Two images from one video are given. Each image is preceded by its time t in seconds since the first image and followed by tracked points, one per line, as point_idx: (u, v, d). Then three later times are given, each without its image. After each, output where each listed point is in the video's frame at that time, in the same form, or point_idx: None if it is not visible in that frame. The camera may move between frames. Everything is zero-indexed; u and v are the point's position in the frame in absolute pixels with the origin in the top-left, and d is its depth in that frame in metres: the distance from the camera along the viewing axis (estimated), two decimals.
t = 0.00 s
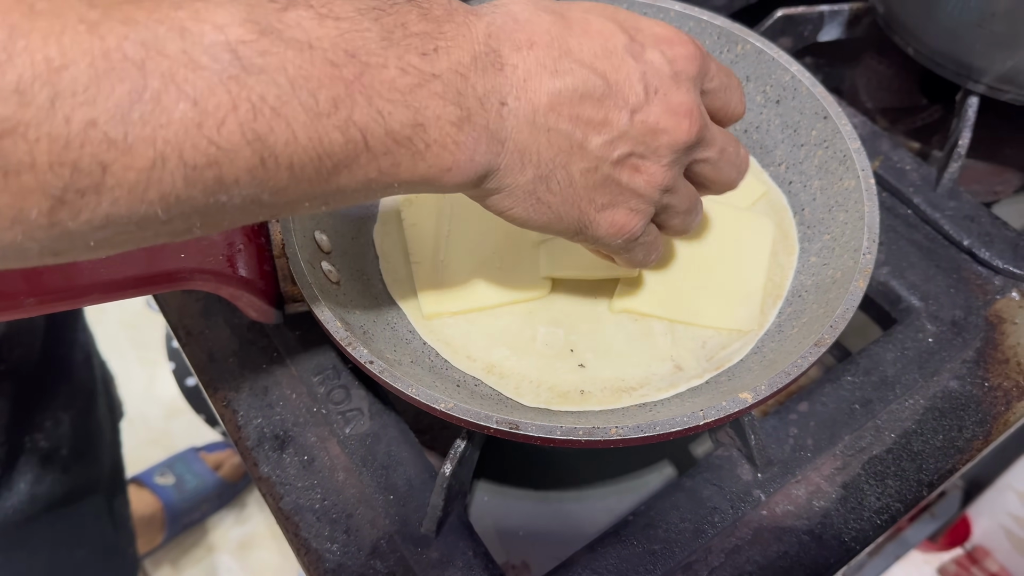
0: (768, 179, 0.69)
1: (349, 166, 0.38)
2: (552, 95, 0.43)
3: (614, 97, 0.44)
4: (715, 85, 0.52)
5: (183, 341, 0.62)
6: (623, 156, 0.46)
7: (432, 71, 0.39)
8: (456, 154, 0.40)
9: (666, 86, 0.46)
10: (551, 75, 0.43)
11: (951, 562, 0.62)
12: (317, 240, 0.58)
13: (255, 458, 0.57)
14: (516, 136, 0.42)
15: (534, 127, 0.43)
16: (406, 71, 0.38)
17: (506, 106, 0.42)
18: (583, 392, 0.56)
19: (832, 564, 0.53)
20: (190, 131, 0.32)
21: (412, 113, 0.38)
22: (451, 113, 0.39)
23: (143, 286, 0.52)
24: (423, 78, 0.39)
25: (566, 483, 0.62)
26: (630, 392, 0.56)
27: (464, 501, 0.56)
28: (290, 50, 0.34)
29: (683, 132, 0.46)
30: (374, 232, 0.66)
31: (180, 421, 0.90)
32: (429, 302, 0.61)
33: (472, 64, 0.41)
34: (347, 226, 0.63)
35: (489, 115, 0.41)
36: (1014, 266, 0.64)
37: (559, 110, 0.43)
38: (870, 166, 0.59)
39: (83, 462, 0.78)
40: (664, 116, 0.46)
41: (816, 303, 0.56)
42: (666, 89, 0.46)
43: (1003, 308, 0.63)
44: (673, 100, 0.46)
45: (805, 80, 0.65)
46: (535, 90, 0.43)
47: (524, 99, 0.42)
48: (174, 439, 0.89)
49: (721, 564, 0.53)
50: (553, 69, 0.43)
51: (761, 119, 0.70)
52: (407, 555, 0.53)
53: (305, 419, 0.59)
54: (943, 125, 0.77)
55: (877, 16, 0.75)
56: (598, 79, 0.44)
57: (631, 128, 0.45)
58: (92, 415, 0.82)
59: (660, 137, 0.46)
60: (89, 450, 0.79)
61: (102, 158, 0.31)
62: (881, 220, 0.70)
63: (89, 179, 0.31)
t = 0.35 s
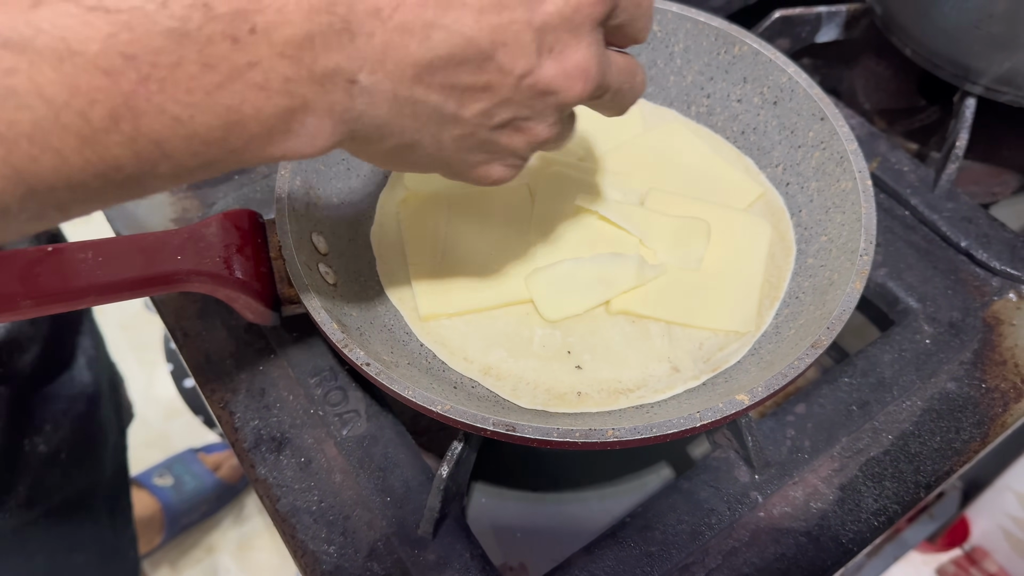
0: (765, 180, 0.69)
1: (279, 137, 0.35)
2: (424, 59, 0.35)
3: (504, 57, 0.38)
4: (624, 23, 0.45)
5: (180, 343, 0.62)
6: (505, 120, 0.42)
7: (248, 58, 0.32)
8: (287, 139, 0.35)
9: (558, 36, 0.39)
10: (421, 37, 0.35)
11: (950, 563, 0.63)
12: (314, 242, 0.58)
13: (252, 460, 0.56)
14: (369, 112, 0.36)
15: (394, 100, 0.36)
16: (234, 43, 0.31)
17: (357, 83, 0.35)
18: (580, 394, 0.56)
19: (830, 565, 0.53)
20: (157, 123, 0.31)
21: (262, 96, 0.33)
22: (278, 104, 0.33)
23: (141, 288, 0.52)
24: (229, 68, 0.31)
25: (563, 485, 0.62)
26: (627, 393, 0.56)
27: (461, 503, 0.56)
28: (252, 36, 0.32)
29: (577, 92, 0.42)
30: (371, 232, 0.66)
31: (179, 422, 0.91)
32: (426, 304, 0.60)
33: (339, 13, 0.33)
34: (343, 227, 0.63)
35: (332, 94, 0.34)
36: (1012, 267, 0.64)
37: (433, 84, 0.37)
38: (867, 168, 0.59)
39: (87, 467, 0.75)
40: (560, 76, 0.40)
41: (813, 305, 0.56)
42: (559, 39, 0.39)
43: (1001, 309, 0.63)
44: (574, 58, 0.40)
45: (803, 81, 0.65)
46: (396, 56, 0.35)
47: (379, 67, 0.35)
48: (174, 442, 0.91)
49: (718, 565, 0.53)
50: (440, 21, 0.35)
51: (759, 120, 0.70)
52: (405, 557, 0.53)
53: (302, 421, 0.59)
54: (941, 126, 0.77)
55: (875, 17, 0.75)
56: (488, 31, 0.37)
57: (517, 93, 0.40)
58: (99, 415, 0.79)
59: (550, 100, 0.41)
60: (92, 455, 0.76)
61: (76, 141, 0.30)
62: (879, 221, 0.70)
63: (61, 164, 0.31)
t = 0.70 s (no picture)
0: (766, 178, 0.69)
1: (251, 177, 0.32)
2: (401, 109, 0.31)
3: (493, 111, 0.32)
4: (671, 76, 0.36)
5: (181, 342, 0.62)
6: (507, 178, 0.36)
7: (192, 103, 0.28)
8: (239, 189, 0.32)
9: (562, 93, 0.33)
10: (396, 84, 0.30)
11: (950, 563, 0.62)
12: (315, 242, 0.58)
13: (253, 460, 0.56)
14: (336, 161, 0.33)
15: (366, 151, 0.32)
16: (176, 85, 0.28)
17: (322, 129, 0.31)
18: (581, 393, 0.56)
19: (831, 564, 0.53)
20: (140, 141, 0.29)
21: (210, 143, 0.30)
22: (227, 150, 0.30)
23: (140, 288, 0.52)
24: (171, 114, 0.29)
25: (564, 484, 0.62)
26: (628, 392, 0.56)
27: (462, 502, 0.56)
28: (213, 76, 0.28)
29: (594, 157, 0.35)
30: (371, 232, 0.66)
31: (180, 422, 0.90)
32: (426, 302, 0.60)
33: (312, 53, 0.29)
34: (344, 227, 0.64)
35: (293, 141, 0.31)
36: (1013, 266, 0.64)
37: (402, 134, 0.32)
38: (868, 166, 0.58)
39: (84, 479, 0.72)
40: (569, 136, 0.34)
41: (814, 303, 0.56)
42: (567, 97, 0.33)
43: (1002, 308, 0.63)
44: (583, 117, 0.34)
45: (803, 80, 0.65)
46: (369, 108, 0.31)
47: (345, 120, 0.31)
48: (174, 441, 0.89)
49: (720, 564, 0.53)
50: (419, 65, 0.30)
51: (759, 119, 0.70)
52: (406, 556, 0.52)
53: (302, 419, 0.59)
54: (941, 125, 0.77)
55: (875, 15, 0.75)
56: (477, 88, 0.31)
57: (517, 151, 0.34)
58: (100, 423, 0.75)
59: (560, 160, 0.35)
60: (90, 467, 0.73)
61: (54, 171, 0.29)
62: (879, 219, 0.70)
63: (55, 187, 0.29)
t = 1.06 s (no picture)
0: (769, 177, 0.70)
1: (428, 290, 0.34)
2: (563, 218, 0.35)
3: (644, 231, 0.37)
4: (762, 237, 0.46)
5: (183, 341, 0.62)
6: (642, 305, 0.38)
7: (397, 201, 0.33)
8: (420, 294, 0.34)
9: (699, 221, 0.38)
10: (559, 194, 0.35)
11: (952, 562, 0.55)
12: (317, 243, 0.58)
13: (254, 459, 0.56)
14: (503, 267, 0.35)
15: (528, 258, 0.35)
16: (388, 182, 0.33)
17: (495, 232, 0.35)
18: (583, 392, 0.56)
19: (835, 564, 0.53)
20: (335, 245, 0.32)
21: (407, 241, 0.33)
22: (418, 250, 0.33)
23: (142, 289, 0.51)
24: (382, 209, 0.32)
25: (566, 483, 0.62)
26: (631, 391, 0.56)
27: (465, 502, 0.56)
28: (415, 176, 0.33)
29: (723, 290, 0.39)
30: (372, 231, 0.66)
31: (182, 422, 0.91)
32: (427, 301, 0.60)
33: (493, 166, 0.35)
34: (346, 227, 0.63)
35: (471, 243, 0.34)
36: (1016, 264, 0.64)
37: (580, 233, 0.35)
38: (871, 164, 0.58)
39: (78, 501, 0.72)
40: (703, 264, 0.38)
41: (817, 302, 0.56)
42: (710, 224, 0.38)
43: (1005, 306, 0.63)
44: (720, 249, 0.39)
45: (806, 78, 0.64)
46: (536, 216, 0.35)
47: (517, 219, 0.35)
48: (175, 443, 0.91)
49: (722, 564, 0.53)
50: (571, 187, 0.35)
51: (762, 117, 0.70)
52: (408, 556, 0.52)
53: (304, 419, 0.58)
54: (944, 123, 0.77)
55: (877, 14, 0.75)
56: (630, 209, 0.36)
57: (656, 276, 0.38)
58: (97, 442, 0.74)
59: (690, 291, 0.39)
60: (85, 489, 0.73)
61: (276, 265, 0.31)
62: (882, 218, 0.70)
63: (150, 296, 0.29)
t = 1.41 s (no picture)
0: (771, 176, 0.70)
1: None
2: (233, 494, 0.22)
3: (365, 508, 0.23)
4: (603, 462, 0.30)
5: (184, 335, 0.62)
6: None
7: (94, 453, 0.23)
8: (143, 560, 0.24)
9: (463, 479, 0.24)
10: (234, 462, 0.22)
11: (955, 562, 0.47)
12: (317, 243, 0.58)
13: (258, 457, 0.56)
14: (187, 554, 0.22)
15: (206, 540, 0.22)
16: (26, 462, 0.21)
17: (150, 524, 0.22)
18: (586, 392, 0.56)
19: (836, 563, 0.53)
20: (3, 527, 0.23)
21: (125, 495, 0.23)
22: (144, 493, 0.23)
23: (143, 287, 0.51)
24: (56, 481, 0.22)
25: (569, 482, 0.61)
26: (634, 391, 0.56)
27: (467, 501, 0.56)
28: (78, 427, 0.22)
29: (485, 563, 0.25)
30: (374, 230, 0.66)
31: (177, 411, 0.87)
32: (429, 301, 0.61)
33: (141, 432, 0.22)
34: (348, 225, 0.63)
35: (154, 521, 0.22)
36: (1018, 264, 0.64)
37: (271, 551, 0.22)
38: (873, 164, 0.58)
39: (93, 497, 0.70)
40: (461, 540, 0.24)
41: (819, 302, 0.55)
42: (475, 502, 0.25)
43: (1007, 306, 0.63)
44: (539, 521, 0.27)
45: (807, 77, 0.64)
46: None
47: None
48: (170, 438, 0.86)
49: (724, 564, 0.53)
50: (267, 441, 0.22)
51: (764, 116, 0.70)
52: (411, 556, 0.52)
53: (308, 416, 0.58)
54: (947, 121, 0.77)
55: (879, 13, 0.75)
56: (338, 471, 0.23)
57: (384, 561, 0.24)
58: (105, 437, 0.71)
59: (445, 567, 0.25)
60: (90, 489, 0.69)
61: None
62: (885, 217, 0.70)
63: None
